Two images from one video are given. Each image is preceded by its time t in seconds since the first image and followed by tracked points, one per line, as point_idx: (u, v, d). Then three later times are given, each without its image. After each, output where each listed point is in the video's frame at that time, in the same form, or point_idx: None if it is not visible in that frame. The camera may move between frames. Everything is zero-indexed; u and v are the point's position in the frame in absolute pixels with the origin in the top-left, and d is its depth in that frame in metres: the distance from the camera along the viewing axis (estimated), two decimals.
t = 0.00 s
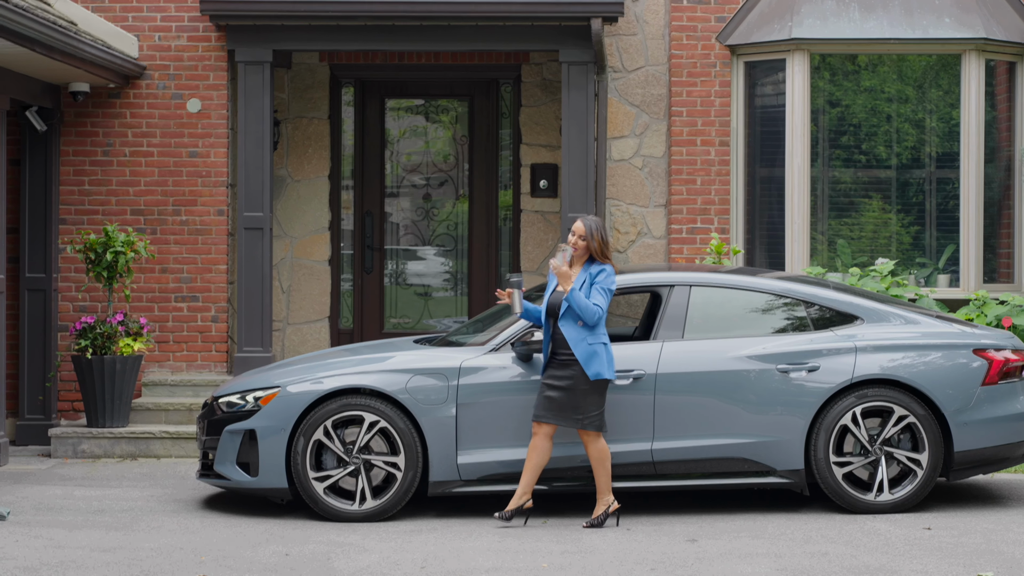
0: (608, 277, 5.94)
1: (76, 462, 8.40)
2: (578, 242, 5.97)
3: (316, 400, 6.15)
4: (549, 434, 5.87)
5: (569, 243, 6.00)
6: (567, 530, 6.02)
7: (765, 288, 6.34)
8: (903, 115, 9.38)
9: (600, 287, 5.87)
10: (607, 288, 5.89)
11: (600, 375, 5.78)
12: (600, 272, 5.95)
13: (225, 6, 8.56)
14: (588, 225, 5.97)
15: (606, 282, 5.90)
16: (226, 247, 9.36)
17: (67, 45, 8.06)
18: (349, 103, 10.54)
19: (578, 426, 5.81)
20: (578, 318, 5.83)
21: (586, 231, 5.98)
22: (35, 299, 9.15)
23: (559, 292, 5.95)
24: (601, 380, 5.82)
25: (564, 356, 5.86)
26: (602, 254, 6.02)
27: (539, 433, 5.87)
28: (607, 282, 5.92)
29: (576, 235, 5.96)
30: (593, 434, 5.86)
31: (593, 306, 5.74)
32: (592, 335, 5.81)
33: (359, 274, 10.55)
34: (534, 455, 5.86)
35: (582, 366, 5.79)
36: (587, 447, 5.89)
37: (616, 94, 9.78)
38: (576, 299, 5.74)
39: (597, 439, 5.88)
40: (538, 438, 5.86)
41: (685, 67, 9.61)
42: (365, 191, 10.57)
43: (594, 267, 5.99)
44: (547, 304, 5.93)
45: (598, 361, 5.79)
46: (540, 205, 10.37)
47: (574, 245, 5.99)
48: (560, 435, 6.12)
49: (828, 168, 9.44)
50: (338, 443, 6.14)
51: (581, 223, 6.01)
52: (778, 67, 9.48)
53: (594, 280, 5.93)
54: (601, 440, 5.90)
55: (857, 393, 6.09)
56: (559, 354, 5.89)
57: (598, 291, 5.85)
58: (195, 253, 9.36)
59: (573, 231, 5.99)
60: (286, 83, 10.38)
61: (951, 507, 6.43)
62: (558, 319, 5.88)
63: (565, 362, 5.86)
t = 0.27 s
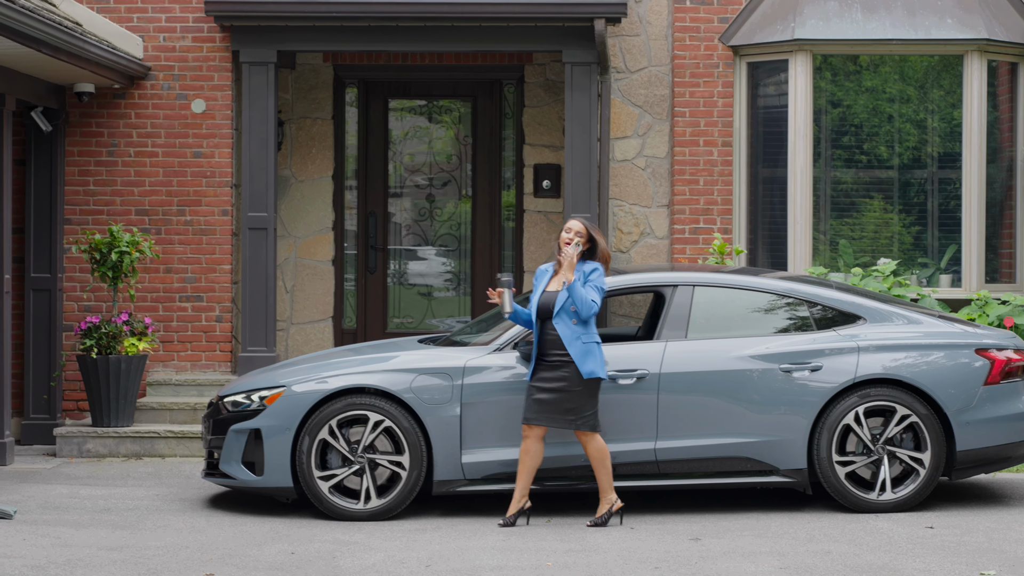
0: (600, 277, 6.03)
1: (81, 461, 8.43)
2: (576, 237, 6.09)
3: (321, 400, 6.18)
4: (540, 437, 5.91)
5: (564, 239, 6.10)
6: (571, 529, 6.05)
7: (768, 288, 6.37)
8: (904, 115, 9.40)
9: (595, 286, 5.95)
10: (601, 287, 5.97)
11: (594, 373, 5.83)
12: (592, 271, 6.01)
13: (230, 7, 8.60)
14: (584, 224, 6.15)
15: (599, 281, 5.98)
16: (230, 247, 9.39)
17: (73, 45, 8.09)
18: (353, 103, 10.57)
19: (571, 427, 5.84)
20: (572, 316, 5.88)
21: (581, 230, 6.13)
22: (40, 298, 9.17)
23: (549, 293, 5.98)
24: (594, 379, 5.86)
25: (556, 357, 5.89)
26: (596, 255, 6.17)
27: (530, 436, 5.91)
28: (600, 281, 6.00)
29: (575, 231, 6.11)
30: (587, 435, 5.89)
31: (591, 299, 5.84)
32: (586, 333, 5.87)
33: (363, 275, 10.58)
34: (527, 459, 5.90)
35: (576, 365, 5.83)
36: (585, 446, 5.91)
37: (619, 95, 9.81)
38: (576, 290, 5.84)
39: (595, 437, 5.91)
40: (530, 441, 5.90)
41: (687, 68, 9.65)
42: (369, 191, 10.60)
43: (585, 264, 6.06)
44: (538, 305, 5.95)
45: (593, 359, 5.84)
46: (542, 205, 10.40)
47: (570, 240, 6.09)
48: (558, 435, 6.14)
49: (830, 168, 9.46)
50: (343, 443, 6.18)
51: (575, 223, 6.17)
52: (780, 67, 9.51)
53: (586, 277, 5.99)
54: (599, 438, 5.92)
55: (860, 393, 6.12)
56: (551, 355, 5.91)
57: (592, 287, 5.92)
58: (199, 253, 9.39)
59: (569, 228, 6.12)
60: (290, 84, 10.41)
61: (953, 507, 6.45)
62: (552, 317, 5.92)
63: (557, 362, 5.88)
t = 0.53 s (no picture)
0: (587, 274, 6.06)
1: (86, 460, 8.46)
2: (560, 237, 6.08)
3: (325, 399, 6.21)
4: (533, 436, 5.93)
5: (548, 240, 6.09)
6: (574, 527, 6.08)
7: (770, 288, 6.40)
8: (906, 115, 9.43)
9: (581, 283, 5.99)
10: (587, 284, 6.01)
11: (584, 371, 5.85)
12: (580, 268, 6.03)
13: (234, 8, 8.64)
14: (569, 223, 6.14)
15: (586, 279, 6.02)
16: (234, 247, 9.42)
17: (78, 46, 8.12)
18: (356, 104, 10.60)
19: (558, 426, 5.86)
20: (560, 315, 5.91)
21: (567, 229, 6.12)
22: (45, 298, 9.21)
23: (536, 294, 6.02)
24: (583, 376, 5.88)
25: (544, 356, 5.91)
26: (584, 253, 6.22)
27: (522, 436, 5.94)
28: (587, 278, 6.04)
29: (559, 230, 6.09)
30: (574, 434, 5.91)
31: (579, 292, 5.87)
32: (575, 330, 5.90)
33: (366, 274, 10.62)
34: (520, 458, 5.93)
35: (566, 363, 5.85)
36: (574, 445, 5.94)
37: (622, 96, 9.84)
38: (564, 283, 5.88)
39: (584, 436, 5.93)
40: (523, 441, 5.92)
41: (690, 68, 9.67)
42: (372, 191, 10.63)
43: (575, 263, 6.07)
44: (526, 305, 6.00)
45: (582, 357, 5.86)
46: (546, 206, 10.43)
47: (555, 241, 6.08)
48: (559, 435, 6.16)
49: (832, 169, 9.49)
50: (348, 442, 6.21)
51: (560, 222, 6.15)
52: (782, 68, 9.53)
53: (573, 274, 6.01)
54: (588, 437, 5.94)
55: (862, 392, 6.14)
56: (539, 354, 5.93)
57: (580, 282, 5.95)
58: (203, 253, 9.42)
59: (554, 228, 6.11)
60: (294, 85, 10.44)
61: (955, 506, 6.48)
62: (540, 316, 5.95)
63: (545, 361, 5.90)
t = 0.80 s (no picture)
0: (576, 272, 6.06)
1: (91, 460, 8.49)
2: (547, 237, 6.05)
3: (330, 399, 6.24)
4: (530, 435, 5.97)
5: (535, 240, 6.06)
6: (578, 526, 6.11)
7: (772, 289, 6.42)
8: (908, 115, 9.45)
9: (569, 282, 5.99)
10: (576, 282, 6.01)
11: (572, 371, 5.88)
12: (569, 267, 6.05)
13: (239, 10, 8.67)
14: (555, 222, 6.10)
15: (574, 277, 6.02)
16: (239, 247, 9.46)
17: (84, 48, 8.16)
18: (359, 104, 10.63)
19: (540, 426, 5.86)
20: (547, 315, 5.92)
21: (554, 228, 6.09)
22: (49, 298, 9.24)
23: (524, 294, 6.04)
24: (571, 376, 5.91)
25: (532, 355, 5.94)
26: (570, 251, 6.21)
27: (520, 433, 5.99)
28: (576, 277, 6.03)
29: (546, 231, 6.06)
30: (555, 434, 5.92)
31: (566, 290, 5.88)
32: (562, 329, 5.91)
33: (370, 275, 10.64)
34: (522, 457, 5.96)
35: (554, 363, 5.87)
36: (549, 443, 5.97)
37: (625, 96, 9.87)
38: (551, 282, 5.89)
39: (562, 435, 5.95)
40: (523, 441, 5.96)
41: (693, 69, 9.70)
42: (375, 191, 10.66)
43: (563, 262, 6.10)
44: (514, 305, 6.01)
45: (570, 357, 5.89)
46: (548, 206, 10.48)
47: (542, 241, 6.05)
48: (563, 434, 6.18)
49: (834, 169, 9.52)
50: (352, 442, 6.23)
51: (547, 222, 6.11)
52: (784, 69, 9.56)
53: (562, 274, 6.04)
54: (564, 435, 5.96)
55: (865, 392, 6.17)
56: (528, 354, 5.96)
57: (568, 281, 5.97)
58: (208, 253, 9.46)
59: (540, 228, 6.08)
60: (297, 85, 10.48)
61: (957, 505, 6.51)
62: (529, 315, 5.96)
63: (533, 361, 5.93)
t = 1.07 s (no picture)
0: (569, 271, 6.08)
1: (95, 460, 8.52)
2: (538, 238, 6.13)
3: (334, 399, 6.27)
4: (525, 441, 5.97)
5: (526, 241, 6.14)
6: (581, 526, 6.14)
7: (775, 289, 6.45)
8: (910, 115, 9.48)
9: (562, 281, 6.01)
10: (568, 282, 6.03)
11: (565, 370, 5.91)
12: (561, 267, 6.08)
13: (243, 11, 8.70)
14: (544, 223, 6.17)
15: (566, 276, 6.04)
16: (242, 247, 9.49)
17: (89, 49, 8.20)
18: (362, 105, 10.66)
19: (519, 422, 5.88)
20: (540, 315, 5.94)
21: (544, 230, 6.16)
22: (54, 298, 9.28)
23: (517, 294, 6.06)
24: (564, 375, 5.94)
25: (524, 354, 5.96)
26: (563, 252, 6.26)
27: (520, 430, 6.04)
28: (568, 276, 6.06)
29: (536, 232, 6.13)
30: (535, 431, 5.92)
31: (559, 292, 5.90)
32: (555, 329, 5.93)
33: (373, 274, 10.66)
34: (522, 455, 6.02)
35: (546, 361, 5.90)
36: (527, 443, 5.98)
37: (627, 97, 9.90)
38: (544, 284, 5.91)
39: (540, 433, 5.94)
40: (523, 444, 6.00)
41: (695, 70, 9.73)
42: (379, 191, 10.68)
43: (556, 262, 6.13)
44: (508, 305, 6.04)
45: (563, 356, 5.92)
46: (551, 206, 10.51)
47: (532, 243, 6.13)
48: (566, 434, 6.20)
49: (836, 169, 9.54)
50: (357, 441, 6.26)
51: (536, 223, 6.19)
52: (786, 70, 9.58)
53: (555, 273, 6.06)
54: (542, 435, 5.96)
55: (867, 391, 6.20)
56: (520, 353, 5.99)
57: (561, 282, 6.00)
58: (211, 253, 9.49)
59: (530, 230, 6.16)
60: (301, 86, 10.51)
61: (959, 504, 6.53)
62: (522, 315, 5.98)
63: (525, 360, 5.95)
